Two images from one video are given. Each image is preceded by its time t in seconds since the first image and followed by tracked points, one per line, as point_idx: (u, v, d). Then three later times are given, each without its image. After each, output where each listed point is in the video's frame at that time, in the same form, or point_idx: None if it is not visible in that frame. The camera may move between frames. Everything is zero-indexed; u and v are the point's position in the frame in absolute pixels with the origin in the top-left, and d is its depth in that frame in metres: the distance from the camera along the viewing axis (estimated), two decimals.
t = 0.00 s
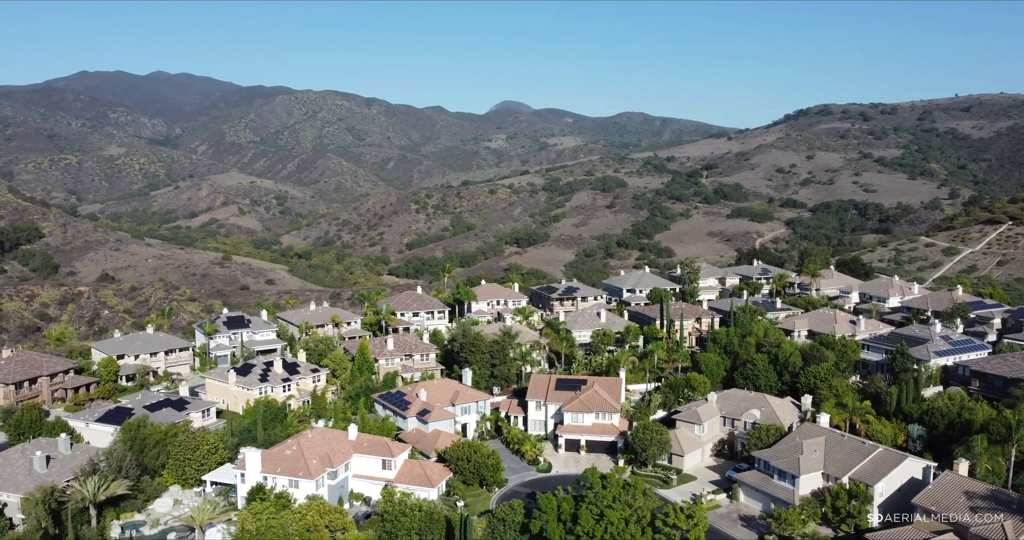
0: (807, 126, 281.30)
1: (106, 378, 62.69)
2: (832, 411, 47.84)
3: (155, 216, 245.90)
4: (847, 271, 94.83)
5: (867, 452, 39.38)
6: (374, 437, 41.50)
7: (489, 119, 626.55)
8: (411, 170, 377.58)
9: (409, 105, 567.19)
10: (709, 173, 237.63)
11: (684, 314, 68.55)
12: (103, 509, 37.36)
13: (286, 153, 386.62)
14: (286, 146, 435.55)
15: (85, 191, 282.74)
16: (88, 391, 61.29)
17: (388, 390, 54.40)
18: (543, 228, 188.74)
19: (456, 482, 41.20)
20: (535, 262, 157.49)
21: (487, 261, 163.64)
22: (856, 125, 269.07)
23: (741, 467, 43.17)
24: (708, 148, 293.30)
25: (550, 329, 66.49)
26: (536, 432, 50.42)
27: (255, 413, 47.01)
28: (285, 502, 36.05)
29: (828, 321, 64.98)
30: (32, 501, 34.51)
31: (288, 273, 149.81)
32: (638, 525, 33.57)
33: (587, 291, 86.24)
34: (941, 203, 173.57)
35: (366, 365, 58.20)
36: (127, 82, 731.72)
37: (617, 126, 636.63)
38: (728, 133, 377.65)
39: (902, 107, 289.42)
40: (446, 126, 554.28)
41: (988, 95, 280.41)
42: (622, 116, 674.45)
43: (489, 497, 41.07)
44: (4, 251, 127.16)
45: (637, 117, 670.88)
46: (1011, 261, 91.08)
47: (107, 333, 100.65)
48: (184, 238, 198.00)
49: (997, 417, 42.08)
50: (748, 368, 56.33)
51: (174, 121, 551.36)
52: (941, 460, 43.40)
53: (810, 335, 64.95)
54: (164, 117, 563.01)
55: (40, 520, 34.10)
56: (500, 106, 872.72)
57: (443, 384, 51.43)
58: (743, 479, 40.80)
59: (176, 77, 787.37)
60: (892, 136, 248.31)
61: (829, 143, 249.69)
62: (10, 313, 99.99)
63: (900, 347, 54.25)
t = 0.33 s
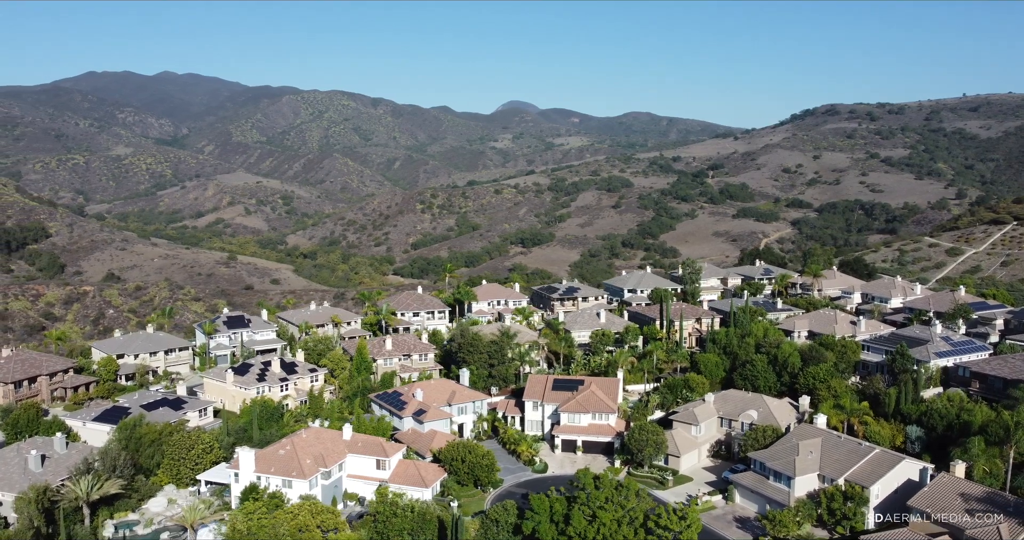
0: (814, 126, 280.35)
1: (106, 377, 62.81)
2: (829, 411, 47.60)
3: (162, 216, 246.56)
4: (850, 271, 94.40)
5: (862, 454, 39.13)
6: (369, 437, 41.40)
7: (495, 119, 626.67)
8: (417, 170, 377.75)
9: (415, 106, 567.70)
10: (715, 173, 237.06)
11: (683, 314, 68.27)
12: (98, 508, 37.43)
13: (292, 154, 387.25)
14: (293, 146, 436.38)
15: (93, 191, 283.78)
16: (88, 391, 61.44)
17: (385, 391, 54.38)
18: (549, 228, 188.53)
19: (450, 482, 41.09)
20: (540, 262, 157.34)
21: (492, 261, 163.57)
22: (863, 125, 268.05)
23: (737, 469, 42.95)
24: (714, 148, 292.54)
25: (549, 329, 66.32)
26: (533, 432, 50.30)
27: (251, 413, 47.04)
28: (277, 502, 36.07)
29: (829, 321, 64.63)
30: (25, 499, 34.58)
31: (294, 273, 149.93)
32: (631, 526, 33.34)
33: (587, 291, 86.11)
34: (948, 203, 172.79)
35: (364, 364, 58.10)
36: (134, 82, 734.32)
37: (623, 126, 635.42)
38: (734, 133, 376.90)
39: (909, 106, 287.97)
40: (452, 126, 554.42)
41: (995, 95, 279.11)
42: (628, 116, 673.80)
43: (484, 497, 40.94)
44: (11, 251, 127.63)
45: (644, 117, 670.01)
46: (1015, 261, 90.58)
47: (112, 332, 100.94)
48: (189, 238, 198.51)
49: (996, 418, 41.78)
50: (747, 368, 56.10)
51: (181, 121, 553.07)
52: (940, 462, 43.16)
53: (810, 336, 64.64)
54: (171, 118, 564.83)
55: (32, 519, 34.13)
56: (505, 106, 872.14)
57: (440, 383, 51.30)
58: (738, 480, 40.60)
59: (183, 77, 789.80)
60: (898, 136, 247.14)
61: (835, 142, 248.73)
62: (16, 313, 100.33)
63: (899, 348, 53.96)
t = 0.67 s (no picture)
0: (821, 126, 279.23)
1: (105, 376, 62.93)
2: (828, 412, 47.35)
3: (169, 216, 247.19)
4: (852, 271, 93.95)
5: (859, 455, 38.84)
6: (363, 437, 41.27)
7: (501, 119, 626.31)
8: (423, 170, 377.78)
9: (422, 105, 568.06)
10: (722, 173, 236.40)
11: (683, 315, 68.01)
12: (90, 507, 37.39)
13: (299, 153, 387.79)
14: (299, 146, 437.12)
15: (100, 190, 284.87)
16: (87, 389, 61.57)
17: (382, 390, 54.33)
18: (554, 228, 188.23)
19: (445, 482, 40.96)
20: (545, 261, 157.07)
21: (497, 261, 163.34)
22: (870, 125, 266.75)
23: (733, 469, 42.71)
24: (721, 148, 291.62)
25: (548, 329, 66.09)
26: (530, 432, 50.16)
27: (247, 412, 47.05)
28: (270, 501, 36.03)
29: (829, 322, 64.27)
30: (18, 499, 34.52)
31: (298, 273, 150.05)
32: (623, 526, 33.18)
33: (588, 291, 85.91)
34: (955, 203, 171.83)
35: (362, 364, 58.05)
36: (142, 82, 737.06)
37: (629, 126, 633.98)
38: (741, 133, 375.54)
39: (917, 106, 286.56)
40: (459, 126, 554.33)
41: (1004, 94, 277.55)
42: (635, 115, 672.72)
43: (478, 497, 40.83)
44: (18, 250, 128.10)
45: (650, 117, 668.72)
46: (1020, 261, 89.94)
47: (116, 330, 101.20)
48: (196, 238, 199.07)
49: (995, 420, 41.47)
50: (746, 369, 55.81)
51: (188, 121, 554.73)
52: (939, 463, 42.87)
53: (810, 337, 64.33)
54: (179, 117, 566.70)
55: (24, 518, 34.04)
56: (512, 105, 870.96)
57: (436, 383, 51.16)
58: (734, 481, 40.41)
59: (191, 78, 792.30)
60: (906, 136, 245.88)
61: (842, 142, 247.59)
62: (21, 312, 100.62)
63: (899, 349, 53.62)
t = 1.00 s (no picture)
0: (828, 126, 277.97)
1: (105, 375, 63.00)
2: (827, 413, 47.00)
3: (176, 216, 247.85)
4: (856, 272, 93.45)
5: (856, 456, 38.50)
6: (358, 437, 41.16)
7: (508, 119, 626.16)
8: (430, 170, 377.83)
9: (429, 105, 568.47)
10: (728, 173, 235.65)
11: (683, 314, 67.69)
12: (84, 506, 37.40)
13: (306, 154, 388.32)
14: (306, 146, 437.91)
15: (109, 190, 285.93)
16: (86, 388, 61.63)
17: (380, 390, 54.27)
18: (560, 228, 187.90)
19: (439, 483, 40.88)
20: (551, 262, 156.78)
21: (502, 261, 163.05)
22: (878, 125, 265.45)
23: (730, 470, 42.48)
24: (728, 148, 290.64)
25: (548, 329, 65.89)
26: (527, 433, 49.98)
27: (243, 411, 47.05)
28: (263, 501, 36.07)
29: (831, 322, 63.85)
30: (10, 497, 34.49)
31: (304, 272, 150.12)
32: (616, 528, 33.08)
33: (590, 290, 85.64)
34: (963, 203, 170.83)
35: (360, 364, 57.94)
36: (151, 82, 739.62)
37: (637, 126, 632.49)
38: (748, 133, 374.21)
39: (926, 106, 284.96)
40: (466, 126, 554.25)
41: (1013, 94, 275.87)
42: (642, 115, 671.49)
43: (473, 497, 40.67)
44: (25, 250, 128.47)
45: (658, 117, 667.38)
46: None
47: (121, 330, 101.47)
48: (202, 237, 199.65)
49: (994, 422, 41.07)
50: (745, 369, 55.50)
51: (196, 121, 556.48)
52: (937, 466, 42.49)
53: (811, 337, 64.00)
54: (186, 118, 568.63)
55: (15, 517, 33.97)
56: (519, 105, 869.95)
57: (433, 383, 50.98)
58: (730, 482, 40.13)
59: (199, 78, 794.77)
60: (914, 136, 244.53)
61: (850, 142, 246.33)
62: (27, 311, 100.98)
63: (900, 350, 53.26)
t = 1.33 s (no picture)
0: (837, 126, 276.43)
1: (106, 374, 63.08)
2: (827, 413, 46.64)
3: (185, 216, 248.50)
4: (862, 272, 92.86)
5: (854, 458, 38.14)
6: (353, 436, 41.05)
7: (517, 119, 625.62)
8: (438, 170, 377.79)
9: (437, 105, 568.83)
10: (737, 173, 234.73)
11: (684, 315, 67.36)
12: (79, 505, 37.41)
13: (315, 153, 388.91)
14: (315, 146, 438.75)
15: (118, 190, 287.11)
16: (87, 387, 61.72)
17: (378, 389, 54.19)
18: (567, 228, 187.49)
19: (434, 483, 40.71)
20: (558, 262, 156.50)
21: (509, 261, 162.71)
22: (887, 125, 263.87)
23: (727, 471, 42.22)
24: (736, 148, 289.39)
25: (548, 329, 65.70)
26: (526, 433, 49.77)
27: (240, 411, 47.06)
28: (257, 500, 36.02)
29: (833, 322, 63.41)
30: (3, 495, 34.48)
31: (311, 272, 150.25)
32: (609, 529, 32.88)
33: (593, 291, 85.40)
34: (973, 204, 169.55)
35: (360, 363, 57.83)
36: (161, 82, 742.54)
37: (645, 126, 630.57)
38: (757, 133, 372.18)
39: (936, 106, 283.03)
40: (474, 127, 554.13)
41: None
42: (651, 115, 669.90)
43: (469, 497, 40.45)
44: (34, 249, 128.85)
45: (666, 117, 665.72)
46: None
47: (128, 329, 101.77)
48: (211, 237, 200.21)
49: (996, 424, 40.63)
50: (746, 370, 55.12)
51: (206, 121, 558.55)
52: (938, 467, 42.11)
53: (814, 337, 63.62)
54: (196, 118, 570.82)
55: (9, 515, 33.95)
56: (527, 106, 868.81)
57: (431, 383, 50.85)
58: (727, 483, 39.85)
59: (209, 78, 797.75)
60: (924, 136, 242.99)
61: (859, 142, 244.92)
62: (35, 310, 101.34)
63: (902, 350, 52.80)
